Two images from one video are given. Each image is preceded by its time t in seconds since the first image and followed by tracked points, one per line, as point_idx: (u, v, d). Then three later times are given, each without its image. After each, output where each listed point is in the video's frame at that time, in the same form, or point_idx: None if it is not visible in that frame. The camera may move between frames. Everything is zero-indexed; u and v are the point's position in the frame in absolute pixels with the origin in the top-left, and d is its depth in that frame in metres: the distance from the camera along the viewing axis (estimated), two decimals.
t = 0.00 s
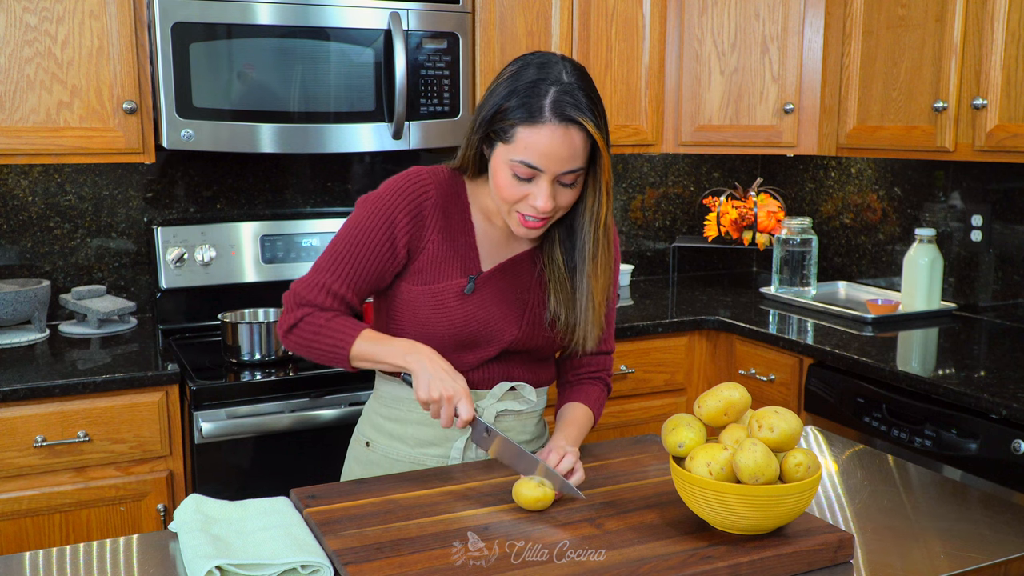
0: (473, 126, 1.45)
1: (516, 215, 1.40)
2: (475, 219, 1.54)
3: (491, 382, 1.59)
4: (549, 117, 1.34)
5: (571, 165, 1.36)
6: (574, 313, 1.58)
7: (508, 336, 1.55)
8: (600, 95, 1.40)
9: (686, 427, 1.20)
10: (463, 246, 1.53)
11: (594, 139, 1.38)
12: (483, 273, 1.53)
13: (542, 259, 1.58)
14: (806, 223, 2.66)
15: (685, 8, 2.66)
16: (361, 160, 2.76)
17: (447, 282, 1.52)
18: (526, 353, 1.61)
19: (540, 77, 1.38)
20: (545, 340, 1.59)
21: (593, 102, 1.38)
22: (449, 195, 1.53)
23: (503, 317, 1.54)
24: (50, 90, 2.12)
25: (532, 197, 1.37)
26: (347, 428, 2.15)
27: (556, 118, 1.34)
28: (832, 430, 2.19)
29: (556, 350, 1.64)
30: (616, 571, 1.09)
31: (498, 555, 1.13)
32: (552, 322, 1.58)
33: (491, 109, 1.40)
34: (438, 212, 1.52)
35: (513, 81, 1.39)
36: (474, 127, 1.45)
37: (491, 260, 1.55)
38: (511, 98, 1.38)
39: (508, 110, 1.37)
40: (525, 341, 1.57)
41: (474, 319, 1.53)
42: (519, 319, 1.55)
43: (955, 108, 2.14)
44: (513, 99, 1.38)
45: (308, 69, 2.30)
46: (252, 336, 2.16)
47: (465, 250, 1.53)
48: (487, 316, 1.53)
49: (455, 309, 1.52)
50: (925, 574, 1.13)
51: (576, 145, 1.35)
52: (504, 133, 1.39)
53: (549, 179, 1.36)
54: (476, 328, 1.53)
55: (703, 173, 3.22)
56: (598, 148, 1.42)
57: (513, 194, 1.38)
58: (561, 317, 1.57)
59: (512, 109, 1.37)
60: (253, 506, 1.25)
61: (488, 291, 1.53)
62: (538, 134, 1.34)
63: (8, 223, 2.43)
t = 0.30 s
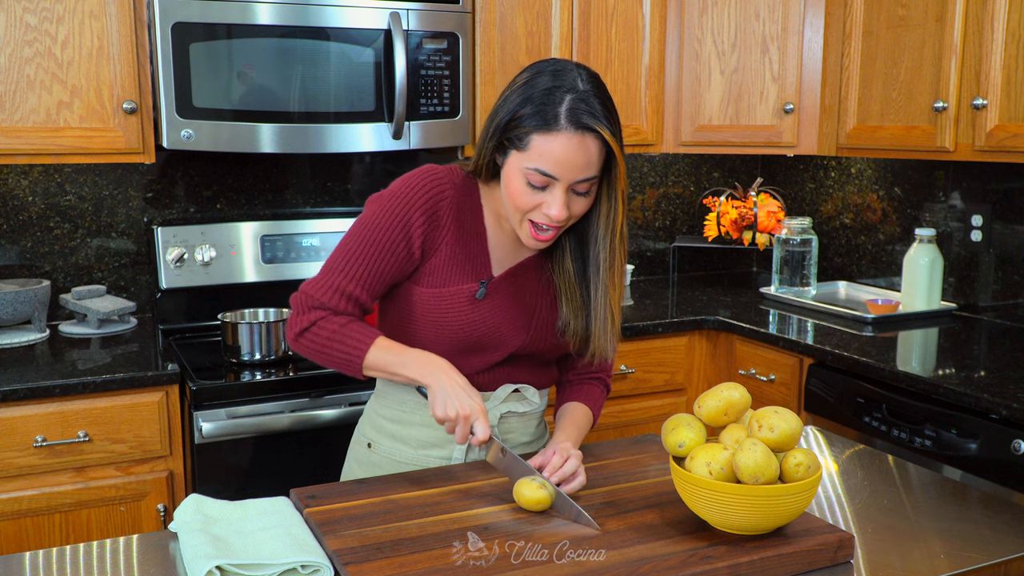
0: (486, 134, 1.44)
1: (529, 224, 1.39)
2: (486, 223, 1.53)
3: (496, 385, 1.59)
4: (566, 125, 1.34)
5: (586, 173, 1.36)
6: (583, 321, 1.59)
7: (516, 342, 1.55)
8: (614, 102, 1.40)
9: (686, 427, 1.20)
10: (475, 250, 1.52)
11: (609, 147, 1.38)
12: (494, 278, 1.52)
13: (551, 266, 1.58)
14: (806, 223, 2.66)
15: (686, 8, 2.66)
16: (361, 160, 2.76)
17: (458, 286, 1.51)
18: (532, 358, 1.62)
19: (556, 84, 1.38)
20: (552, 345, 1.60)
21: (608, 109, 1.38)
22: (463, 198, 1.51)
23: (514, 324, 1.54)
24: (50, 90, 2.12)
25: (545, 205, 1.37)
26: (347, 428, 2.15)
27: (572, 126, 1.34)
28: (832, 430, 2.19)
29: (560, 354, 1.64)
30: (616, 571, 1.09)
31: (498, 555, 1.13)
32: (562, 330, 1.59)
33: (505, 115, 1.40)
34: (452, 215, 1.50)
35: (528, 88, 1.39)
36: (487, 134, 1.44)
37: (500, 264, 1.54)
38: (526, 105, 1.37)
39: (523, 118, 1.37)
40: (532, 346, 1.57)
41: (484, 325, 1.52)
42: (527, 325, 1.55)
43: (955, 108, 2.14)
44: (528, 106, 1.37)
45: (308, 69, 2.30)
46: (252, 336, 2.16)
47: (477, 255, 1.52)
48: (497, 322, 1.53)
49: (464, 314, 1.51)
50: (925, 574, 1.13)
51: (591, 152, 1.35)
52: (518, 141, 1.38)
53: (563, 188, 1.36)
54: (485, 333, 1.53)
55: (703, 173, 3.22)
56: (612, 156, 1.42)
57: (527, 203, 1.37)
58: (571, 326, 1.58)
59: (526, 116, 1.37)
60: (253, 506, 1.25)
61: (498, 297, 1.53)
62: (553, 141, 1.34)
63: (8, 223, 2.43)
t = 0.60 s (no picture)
0: (489, 132, 1.43)
1: (531, 222, 1.40)
2: (487, 226, 1.52)
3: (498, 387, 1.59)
4: (571, 124, 1.34)
5: (589, 173, 1.36)
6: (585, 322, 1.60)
7: (519, 344, 1.55)
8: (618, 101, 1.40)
9: (686, 427, 1.20)
10: (476, 253, 1.51)
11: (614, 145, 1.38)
12: (496, 279, 1.52)
13: (554, 268, 1.57)
14: (806, 223, 2.66)
15: (686, 8, 2.66)
16: (361, 160, 2.76)
17: (461, 289, 1.50)
18: (533, 359, 1.62)
19: (561, 82, 1.37)
20: (552, 346, 1.60)
21: (613, 108, 1.38)
22: (461, 200, 1.50)
23: (517, 326, 1.54)
24: (50, 90, 2.12)
25: (548, 204, 1.37)
26: (347, 428, 2.15)
27: (578, 125, 1.34)
28: (832, 430, 2.19)
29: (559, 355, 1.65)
30: (616, 571, 1.09)
31: (498, 555, 1.13)
32: (565, 332, 1.59)
33: (509, 113, 1.39)
34: (453, 219, 1.49)
35: (532, 86, 1.38)
36: (490, 132, 1.43)
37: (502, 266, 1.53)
38: (530, 103, 1.37)
39: (528, 116, 1.37)
40: (533, 348, 1.57)
41: (488, 328, 1.52)
42: (529, 326, 1.55)
43: (955, 108, 2.14)
44: (533, 105, 1.37)
45: (308, 69, 2.30)
46: (252, 336, 2.16)
47: (478, 258, 1.51)
48: (501, 325, 1.52)
49: (468, 318, 1.50)
50: (925, 573, 1.13)
51: (596, 151, 1.36)
52: (523, 139, 1.38)
53: (566, 187, 1.36)
54: (489, 336, 1.52)
55: (703, 173, 3.22)
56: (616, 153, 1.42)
57: (530, 201, 1.38)
58: (574, 327, 1.59)
59: (531, 115, 1.36)
60: (253, 506, 1.25)
61: (501, 299, 1.52)
62: (558, 140, 1.34)
63: (8, 223, 2.42)
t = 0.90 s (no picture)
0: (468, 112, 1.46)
1: (512, 194, 1.41)
2: (460, 218, 1.54)
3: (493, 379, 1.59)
4: (556, 94, 1.36)
5: (572, 145, 1.39)
6: (565, 304, 1.58)
7: (505, 328, 1.54)
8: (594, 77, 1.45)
9: (686, 427, 1.20)
10: (452, 242, 1.52)
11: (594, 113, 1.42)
12: (474, 266, 1.53)
13: (531, 249, 1.58)
14: (806, 223, 2.66)
15: (686, 8, 2.66)
16: (361, 160, 2.76)
17: (440, 279, 1.51)
18: (524, 347, 1.60)
19: (537, 59, 1.41)
20: (541, 332, 1.58)
21: (591, 81, 1.42)
22: (430, 193, 1.53)
23: (503, 308, 1.53)
24: (50, 90, 2.12)
25: (531, 175, 1.38)
26: (346, 428, 2.15)
27: (563, 95, 1.37)
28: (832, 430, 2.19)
29: (550, 342, 1.63)
30: (616, 571, 1.09)
31: (498, 555, 1.13)
32: (544, 313, 1.57)
33: (492, 89, 1.41)
34: (425, 211, 1.52)
35: (508, 65, 1.41)
36: (472, 109, 1.45)
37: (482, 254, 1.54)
38: (513, 77, 1.39)
39: (511, 88, 1.39)
40: (522, 333, 1.56)
41: (470, 313, 1.52)
42: (513, 310, 1.54)
43: (955, 108, 2.14)
44: (516, 79, 1.39)
45: (308, 68, 2.30)
46: (252, 336, 2.16)
47: (455, 247, 1.52)
48: (486, 308, 1.52)
49: (450, 306, 1.51)
50: (925, 573, 1.13)
51: (577, 122, 1.39)
52: (505, 110, 1.40)
53: (549, 157, 1.38)
54: (473, 322, 1.53)
55: (703, 173, 3.22)
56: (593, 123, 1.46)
57: (513, 171, 1.39)
58: (553, 307, 1.56)
59: (515, 87, 1.38)
60: (253, 506, 1.25)
61: (481, 285, 1.53)
62: (545, 110, 1.36)
63: (8, 223, 2.43)
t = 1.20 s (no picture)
0: (447, 106, 1.49)
1: (495, 178, 1.43)
2: (442, 212, 1.56)
3: (483, 372, 1.59)
4: (539, 80, 1.42)
5: (553, 129, 1.44)
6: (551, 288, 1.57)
7: (492, 315, 1.54)
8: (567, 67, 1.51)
9: (686, 427, 1.20)
10: (434, 235, 1.54)
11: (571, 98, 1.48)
12: (458, 257, 1.54)
13: (516, 240, 1.59)
14: (806, 223, 2.66)
15: (685, 8, 2.66)
16: (361, 160, 2.76)
17: (424, 270, 1.53)
18: (514, 336, 1.60)
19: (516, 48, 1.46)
20: (531, 318, 1.58)
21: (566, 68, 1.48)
22: (410, 192, 1.55)
23: (486, 296, 1.54)
24: (50, 90, 2.12)
25: (514, 158, 1.42)
26: (346, 428, 2.15)
27: (546, 81, 1.42)
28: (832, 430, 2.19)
29: (542, 330, 1.62)
30: (616, 571, 1.09)
31: (498, 555, 1.13)
32: (528, 296, 1.56)
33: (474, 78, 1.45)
34: (407, 209, 1.54)
35: (484, 57, 1.46)
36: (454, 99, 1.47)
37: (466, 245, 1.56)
38: (495, 65, 1.43)
39: (496, 75, 1.43)
40: (509, 320, 1.56)
41: (456, 302, 1.53)
42: (500, 297, 1.54)
43: (955, 108, 2.14)
44: (498, 67, 1.43)
45: (308, 68, 2.30)
46: (252, 336, 2.16)
47: (438, 240, 1.54)
48: (469, 298, 1.53)
49: (436, 295, 1.52)
50: (925, 573, 1.13)
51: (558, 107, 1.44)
52: (486, 96, 1.44)
53: (531, 141, 1.42)
54: (460, 311, 1.53)
55: (703, 173, 3.22)
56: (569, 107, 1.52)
57: (496, 156, 1.42)
58: (537, 290, 1.55)
59: (499, 74, 1.43)
60: (253, 506, 1.25)
61: (465, 275, 1.54)
62: (530, 95, 1.41)
63: (8, 223, 2.43)
